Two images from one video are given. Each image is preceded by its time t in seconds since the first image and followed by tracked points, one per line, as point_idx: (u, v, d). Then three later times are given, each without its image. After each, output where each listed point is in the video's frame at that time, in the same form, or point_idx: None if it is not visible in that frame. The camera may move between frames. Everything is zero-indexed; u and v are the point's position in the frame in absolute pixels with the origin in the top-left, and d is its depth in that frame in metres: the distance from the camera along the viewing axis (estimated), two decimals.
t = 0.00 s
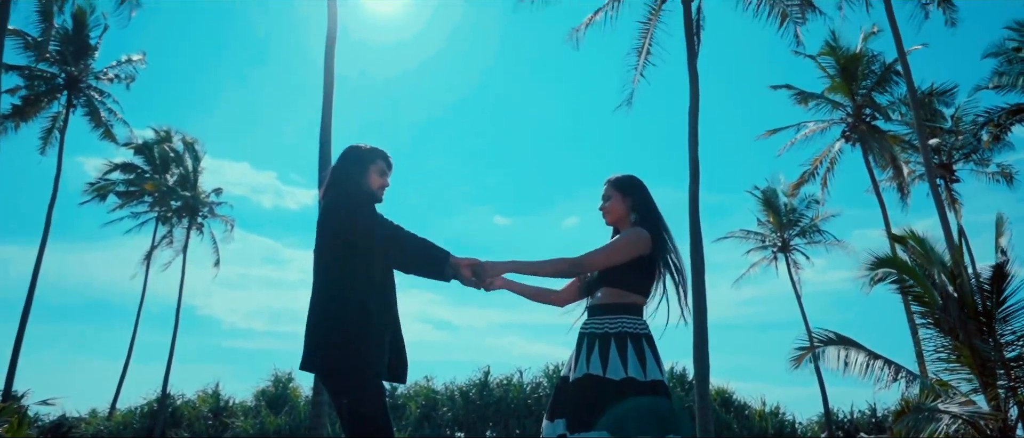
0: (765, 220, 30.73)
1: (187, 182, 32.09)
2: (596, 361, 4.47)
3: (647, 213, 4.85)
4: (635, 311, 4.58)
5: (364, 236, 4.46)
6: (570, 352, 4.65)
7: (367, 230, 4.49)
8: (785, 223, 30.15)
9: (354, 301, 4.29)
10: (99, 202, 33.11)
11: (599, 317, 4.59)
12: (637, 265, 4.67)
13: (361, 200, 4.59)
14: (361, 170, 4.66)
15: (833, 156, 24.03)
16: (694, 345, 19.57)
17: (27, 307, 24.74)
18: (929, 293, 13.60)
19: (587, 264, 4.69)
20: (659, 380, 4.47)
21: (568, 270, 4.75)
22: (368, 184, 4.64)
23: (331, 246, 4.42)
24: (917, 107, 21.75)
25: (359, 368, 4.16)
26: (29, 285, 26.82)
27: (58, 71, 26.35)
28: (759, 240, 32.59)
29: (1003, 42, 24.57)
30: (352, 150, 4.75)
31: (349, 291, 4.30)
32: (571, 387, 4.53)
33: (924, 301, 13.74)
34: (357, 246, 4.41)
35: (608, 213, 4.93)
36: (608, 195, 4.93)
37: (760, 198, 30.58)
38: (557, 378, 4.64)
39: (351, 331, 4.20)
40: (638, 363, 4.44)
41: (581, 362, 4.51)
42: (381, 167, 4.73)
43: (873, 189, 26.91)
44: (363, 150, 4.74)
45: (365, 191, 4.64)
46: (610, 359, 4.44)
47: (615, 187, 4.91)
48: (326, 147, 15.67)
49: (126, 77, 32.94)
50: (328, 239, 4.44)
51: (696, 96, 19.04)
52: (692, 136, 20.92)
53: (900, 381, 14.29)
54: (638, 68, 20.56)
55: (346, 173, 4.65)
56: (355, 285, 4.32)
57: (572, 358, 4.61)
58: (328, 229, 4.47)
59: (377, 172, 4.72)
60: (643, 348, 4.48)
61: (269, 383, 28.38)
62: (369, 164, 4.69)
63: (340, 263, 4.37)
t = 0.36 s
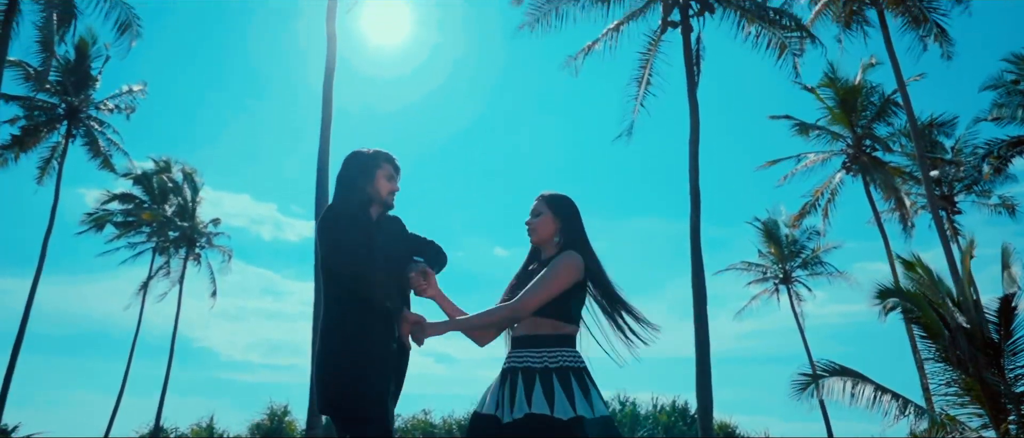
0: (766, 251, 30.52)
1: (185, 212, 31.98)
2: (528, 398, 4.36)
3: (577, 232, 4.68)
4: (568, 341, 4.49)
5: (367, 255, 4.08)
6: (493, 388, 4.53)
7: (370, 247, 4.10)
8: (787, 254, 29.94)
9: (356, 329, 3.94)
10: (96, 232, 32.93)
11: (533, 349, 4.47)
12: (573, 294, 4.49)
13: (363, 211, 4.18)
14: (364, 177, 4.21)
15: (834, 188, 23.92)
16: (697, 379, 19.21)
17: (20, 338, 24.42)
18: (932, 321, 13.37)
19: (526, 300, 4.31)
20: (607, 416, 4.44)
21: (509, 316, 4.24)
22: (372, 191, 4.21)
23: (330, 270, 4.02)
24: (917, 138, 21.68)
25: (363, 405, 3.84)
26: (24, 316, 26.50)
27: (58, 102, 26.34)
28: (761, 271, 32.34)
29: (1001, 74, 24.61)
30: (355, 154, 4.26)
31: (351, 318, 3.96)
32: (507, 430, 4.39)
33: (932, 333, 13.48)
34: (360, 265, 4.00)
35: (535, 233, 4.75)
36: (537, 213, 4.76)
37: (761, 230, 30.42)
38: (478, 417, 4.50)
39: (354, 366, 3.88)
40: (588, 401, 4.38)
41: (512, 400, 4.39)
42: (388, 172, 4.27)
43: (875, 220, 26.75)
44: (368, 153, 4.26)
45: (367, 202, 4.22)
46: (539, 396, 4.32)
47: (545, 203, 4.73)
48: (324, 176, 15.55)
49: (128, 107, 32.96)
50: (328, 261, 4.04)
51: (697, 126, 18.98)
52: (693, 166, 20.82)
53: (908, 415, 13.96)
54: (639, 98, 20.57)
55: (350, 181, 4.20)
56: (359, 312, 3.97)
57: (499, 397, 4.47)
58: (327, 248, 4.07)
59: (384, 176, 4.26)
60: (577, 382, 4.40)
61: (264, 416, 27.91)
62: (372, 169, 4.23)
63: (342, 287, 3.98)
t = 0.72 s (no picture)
0: (768, 277, 30.28)
1: (183, 236, 31.84)
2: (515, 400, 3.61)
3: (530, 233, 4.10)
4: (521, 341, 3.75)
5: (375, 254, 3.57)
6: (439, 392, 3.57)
7: (381, 245, 3.61)
8: (789, 280, 29.70)
9: (360, 337, 3.51)
10: (94, 256, 32.75)
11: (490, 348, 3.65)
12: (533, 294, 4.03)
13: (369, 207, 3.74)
14: (367, 172, 3.85)
15: (836, 212, 23.75)
16: (700, 406, 18.89)
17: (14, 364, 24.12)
18: (937, 348, 13.13)
19: (542, 307, 3.79)
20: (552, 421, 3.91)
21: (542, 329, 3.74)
22: (375, 188, 3.83)
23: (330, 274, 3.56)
24: (920, 162, 21.54)
25: (364, 416, 3.41)
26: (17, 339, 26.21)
27: (59, 125, 26.32)
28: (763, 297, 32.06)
29: (1002, 100, 24.61)
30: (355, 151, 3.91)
31: (355, 326, 3.53)
32: None
33: (940, 360, 13.25)
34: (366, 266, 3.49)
35: (492, 222, 3.95)
36: (496, 203, 4.02)
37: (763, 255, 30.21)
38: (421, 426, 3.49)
39: (357, 377, 3.47)
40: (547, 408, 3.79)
41: (476, 406, 3.52)
42: (393, 165, 3.92)
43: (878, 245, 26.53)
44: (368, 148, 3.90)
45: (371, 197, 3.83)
46: (536, 396, 3.63)
47: (505, 191, 4.06)
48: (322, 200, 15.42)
49: (129, 130, 33.05)
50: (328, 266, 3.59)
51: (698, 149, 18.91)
52: (694, 191, 20.70)
53: None
54: (639, 121, 20.54)
55: (351, 178, 3.83)
56: (364, 317, 3.51)
57: (454, 402, 3.54)
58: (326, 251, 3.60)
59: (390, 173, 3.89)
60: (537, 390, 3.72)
61: None
62: (374, 164, 3.87)
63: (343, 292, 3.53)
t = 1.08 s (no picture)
0: (777, 300, 29.95)
1: (188, 260, 31.76)
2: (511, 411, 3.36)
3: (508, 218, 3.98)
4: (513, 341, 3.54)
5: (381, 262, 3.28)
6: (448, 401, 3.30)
7: (388, 252, 3.33)
8: (798, 303, 29.36)
9: (361, 351, 3.21)
10: (98, 280, 32.65)
11: (493, 354, 3.44)
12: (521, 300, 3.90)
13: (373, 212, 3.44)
14: (371, 177, 3.55)
15: (845, 234, 23.51)
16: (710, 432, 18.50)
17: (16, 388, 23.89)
18: (953, 373, 12.83)
19: (543, 302, 3.72)
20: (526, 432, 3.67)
21: (556, 331, 3.61)
22: (383, 191, 3.56)
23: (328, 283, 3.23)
24: (929, 183, 21.31)
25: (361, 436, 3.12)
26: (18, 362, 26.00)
27: (65, 148, 26.37)
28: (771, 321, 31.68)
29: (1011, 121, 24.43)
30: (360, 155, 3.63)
31: (356, 338, 3.24)
32: None
33: (955, 385, 12.93)
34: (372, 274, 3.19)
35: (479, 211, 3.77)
36: (478, 189, 3.82)
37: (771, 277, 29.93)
38: None
39: (357, 393, 3.16)
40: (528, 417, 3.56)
41: (490, 418, 3.29)
42: (399, 169, 3.63)
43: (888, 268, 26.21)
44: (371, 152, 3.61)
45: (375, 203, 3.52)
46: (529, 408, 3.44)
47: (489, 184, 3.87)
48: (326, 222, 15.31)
49: (136, 154, 33.19)
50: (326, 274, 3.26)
51: (705, 170, 18.77)
52: (701, 212, 20.50)
53: None
54: (645, 142, 20.45)
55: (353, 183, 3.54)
56: (366, 330, 3.22)
57: (466, 413, 3.29)
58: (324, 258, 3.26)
59: (398, 176, 3.63)
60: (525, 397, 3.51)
61: None
62: (379, 169, 3.58)
63: (345, 303, 3.21)
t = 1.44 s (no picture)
0: (790, 322, 29.55)
1: (196, 284, 31.75)
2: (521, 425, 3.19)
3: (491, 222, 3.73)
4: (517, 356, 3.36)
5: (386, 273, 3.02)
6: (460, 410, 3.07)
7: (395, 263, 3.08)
8: (811, 325, 28.95)
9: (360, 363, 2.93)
10: (107, 305, 32.64)
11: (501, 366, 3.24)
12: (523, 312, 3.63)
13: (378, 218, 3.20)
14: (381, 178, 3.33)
15: (857, 255, 23.19)
16: None
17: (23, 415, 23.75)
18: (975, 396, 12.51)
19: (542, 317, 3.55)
20: None
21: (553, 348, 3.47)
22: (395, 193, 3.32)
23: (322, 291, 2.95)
24: (943, 202, 21.03)
25: None
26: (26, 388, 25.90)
27: (75, 174, 26.50)
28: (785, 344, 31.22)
29: None
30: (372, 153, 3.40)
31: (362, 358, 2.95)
32: None
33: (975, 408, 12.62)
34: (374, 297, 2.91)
35: (476, 210, 3.48)
36: (471, 187, 3.56)
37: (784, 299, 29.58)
38: None
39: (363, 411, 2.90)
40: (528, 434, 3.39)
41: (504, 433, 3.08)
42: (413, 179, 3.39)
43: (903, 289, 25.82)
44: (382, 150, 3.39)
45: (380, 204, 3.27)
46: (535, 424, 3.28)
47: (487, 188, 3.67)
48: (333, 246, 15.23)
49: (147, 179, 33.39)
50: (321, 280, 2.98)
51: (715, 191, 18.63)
52: (711, 233, 20.30)
53: None
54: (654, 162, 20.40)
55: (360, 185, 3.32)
56: (368, 344, 2.94)
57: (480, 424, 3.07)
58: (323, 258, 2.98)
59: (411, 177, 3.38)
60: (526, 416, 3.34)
61: None
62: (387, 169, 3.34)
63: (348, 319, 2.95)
